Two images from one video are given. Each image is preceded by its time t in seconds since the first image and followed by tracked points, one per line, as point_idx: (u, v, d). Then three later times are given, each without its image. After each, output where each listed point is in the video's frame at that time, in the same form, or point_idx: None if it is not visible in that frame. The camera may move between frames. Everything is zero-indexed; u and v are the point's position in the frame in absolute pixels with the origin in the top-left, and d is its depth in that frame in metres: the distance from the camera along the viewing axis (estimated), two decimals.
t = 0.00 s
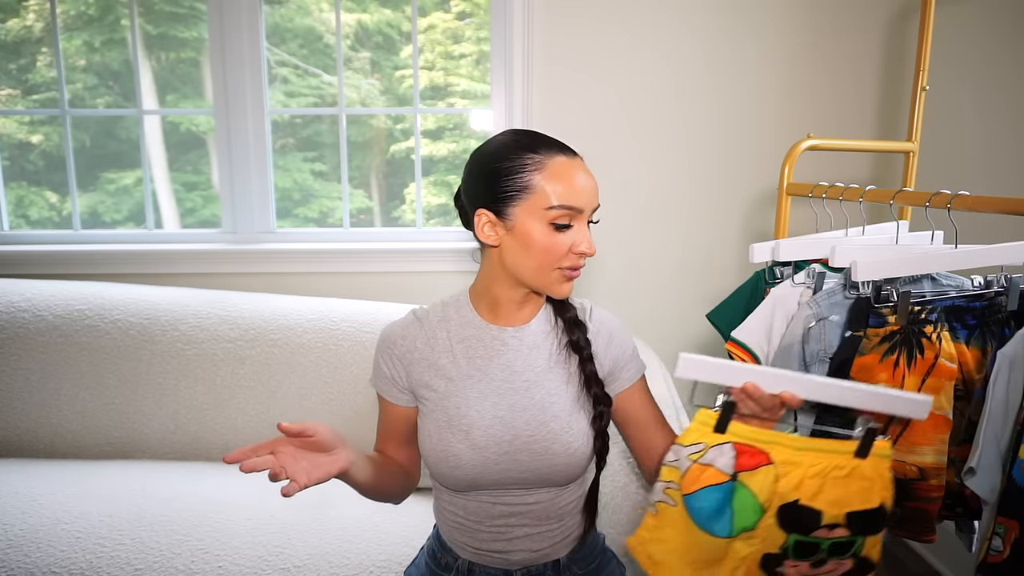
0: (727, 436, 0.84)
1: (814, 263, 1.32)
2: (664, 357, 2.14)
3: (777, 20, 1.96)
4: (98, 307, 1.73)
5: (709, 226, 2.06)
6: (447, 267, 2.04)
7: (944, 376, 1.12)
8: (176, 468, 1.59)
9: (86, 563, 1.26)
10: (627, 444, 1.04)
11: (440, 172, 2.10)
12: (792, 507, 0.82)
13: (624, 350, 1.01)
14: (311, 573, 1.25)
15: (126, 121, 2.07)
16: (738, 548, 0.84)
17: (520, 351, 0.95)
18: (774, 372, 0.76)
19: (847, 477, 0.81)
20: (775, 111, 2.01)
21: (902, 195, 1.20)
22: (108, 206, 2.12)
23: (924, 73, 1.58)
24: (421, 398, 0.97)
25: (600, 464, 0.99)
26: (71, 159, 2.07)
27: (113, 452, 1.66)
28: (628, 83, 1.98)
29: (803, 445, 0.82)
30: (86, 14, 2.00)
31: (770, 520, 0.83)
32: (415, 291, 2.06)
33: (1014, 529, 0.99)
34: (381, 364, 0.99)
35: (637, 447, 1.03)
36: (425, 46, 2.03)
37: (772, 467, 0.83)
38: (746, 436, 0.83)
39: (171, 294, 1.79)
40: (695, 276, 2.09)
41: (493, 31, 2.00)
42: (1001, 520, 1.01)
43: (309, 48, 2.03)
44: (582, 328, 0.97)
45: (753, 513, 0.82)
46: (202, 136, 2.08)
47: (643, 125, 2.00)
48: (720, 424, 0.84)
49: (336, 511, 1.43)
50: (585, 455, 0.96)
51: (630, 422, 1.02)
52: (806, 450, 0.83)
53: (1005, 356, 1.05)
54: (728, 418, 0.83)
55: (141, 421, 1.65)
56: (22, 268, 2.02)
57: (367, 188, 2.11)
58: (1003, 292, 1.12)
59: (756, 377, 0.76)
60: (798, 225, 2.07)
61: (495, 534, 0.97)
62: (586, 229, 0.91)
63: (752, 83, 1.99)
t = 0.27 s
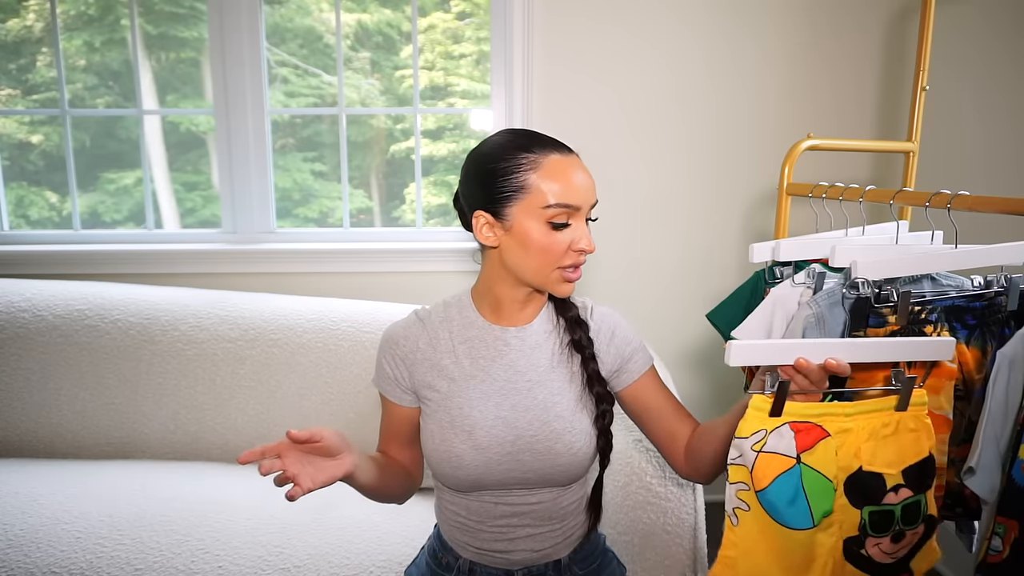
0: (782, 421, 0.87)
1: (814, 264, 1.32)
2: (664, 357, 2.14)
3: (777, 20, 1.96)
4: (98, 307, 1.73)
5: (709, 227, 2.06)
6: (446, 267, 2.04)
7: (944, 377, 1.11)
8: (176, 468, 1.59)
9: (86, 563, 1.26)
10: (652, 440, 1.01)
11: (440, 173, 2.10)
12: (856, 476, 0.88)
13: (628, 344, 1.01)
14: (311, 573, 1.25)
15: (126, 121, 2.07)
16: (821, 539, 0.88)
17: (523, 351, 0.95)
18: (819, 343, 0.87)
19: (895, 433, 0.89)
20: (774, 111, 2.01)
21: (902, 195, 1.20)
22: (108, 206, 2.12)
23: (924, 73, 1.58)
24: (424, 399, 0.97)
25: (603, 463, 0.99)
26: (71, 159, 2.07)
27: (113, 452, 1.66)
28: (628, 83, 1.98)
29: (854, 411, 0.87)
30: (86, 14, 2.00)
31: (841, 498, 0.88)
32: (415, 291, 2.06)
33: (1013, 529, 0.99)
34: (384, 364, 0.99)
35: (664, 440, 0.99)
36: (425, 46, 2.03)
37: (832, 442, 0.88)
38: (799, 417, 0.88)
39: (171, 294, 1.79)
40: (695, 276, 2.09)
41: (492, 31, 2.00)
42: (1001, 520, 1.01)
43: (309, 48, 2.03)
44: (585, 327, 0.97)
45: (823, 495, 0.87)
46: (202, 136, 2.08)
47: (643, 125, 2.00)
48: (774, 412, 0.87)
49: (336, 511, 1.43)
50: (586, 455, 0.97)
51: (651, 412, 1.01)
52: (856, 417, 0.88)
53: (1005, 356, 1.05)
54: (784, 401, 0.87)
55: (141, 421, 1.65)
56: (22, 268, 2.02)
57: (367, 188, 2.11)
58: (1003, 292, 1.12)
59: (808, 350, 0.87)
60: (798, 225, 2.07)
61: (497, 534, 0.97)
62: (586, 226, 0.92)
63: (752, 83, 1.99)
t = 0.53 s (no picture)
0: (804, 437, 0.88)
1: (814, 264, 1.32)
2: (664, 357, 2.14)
3: (777, 20, 1.96)
4: (98, 307, 1.73)
5: (709, 227, 2.06)
6: (446, 267, 2.03)
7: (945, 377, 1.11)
8: (176, 469, 1.59)
9: (86, 563, 1.26)
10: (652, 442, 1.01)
11: (440, 173, 2.10)
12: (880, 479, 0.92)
13: (631, 344, 1.01)
14: (311, 573, 1.25)
15: (126, 121, 2.07)
16: (847, 541, 0.91)
17: (527, 353, 0.95)
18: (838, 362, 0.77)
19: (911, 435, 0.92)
20: (774, 111, 2.01)
21: (902, 195, 1.20)
22: (108, 206, 2.12)
23: (924, 73, 1.58)
24: (426, 399, 0.97)
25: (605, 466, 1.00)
26: (71, 159, 2.07)
27: (113, 452, 1.66)
28: (628, 83, 1.98)
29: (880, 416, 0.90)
30: (86, 14, 2.00)
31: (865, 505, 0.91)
32: (415, 291, 2.06)
33: (1013, 529, 1.00)
34: (387, 363, 0.99)
35: (664, 441, 0.99)
36: (425, 46, 2.03)
37: (856, 450, 0.91)
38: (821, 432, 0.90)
39: (171, 294, 1.79)
40: (695, 276, 2.09)
41: (492, 31, 2.00)
42: (1001, 520, 1.01)
43: (309, 48, 2.03)
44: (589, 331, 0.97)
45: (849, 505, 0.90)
46: (202, 136, 2.08)
47: (643, 125, 2.00)
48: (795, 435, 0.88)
49: (336, 511, 1.43)
50: (588, 456, 0.97)
51: (652, 414, 1.01)
52: (879, 422, 0.91)
53: (1004, 355, 1.05)
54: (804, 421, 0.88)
55: (141, 421, 1.65)
56: (22, 268, 2.02)
57: (367, 188, 2.11)
58: (1003, 292, 1.13)
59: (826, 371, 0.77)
60: (798, 225, 2.07)
61: (499, 535, 0.97)
62: (587, 218, 0.91)
63: (752, 83, 1.99)
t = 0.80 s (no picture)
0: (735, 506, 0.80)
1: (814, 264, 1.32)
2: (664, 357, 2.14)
3: (777, 20, 1.96)
4: (99, 307, 1.73)
5: (709, 227, 2.06)
6: (446, 267, 2.03)
7: (946, 377, 1.13)
8: (176, 469, 1.59)
9: (86, 563, 1.26)
10: (646, 450, 1.03)
11: (440, 173, 2.10)
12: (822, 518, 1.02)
13: (635, 351, 1.01)
14: (312, 573, 1.25)
15: (126, 121, 2.07)
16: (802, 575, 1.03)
17: (531, 356, 0.95)
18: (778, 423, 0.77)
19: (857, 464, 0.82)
20: (774, 111, 2.01)
21: (902, 195, 1.20)
22: (108, 206, 2.11)
23: (924, 73, 1.58)
24: (430, 400, 0.97)
25: (608, 472, 1.00)
26: (71, 159, 2.07)
27: (113, 452, 1.66)
28: (628, 83, 1.98)
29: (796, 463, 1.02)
30: (86, 14, 2.00)
31: (809, 546, 1.03)
32: (415, 291, 2.06)
33: (1014, 529, 1.00)
34: (391, 362, 0.99)
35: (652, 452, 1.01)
36: (425, 46, 2.03)
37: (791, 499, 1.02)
38: (753, 497, 1.02)
39: (172, 294, 1.79)
40: (695, 276, 2.09)
41: (492, 31, 2.00)
42: (1001, 520, 1.01)
43: (309, 48, 2.03)
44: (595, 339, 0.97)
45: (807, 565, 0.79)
46: (202, 136, 2.08)
47: (643, 125, 2.00)
48: (726, 505, 1.03)
49: (337, 511, 1.43)
50: (592, 459, 0.96)
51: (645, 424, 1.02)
52: (803, 470, 1.02)
53: (1005, 355, 1.05)
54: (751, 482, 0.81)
55: (142, 421, 1.65)
56: (22, 268, 2.02)
57: (367, 188, 2.11)
58: (1003, 292, 1.13)
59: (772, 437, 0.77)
60: (798, 225, 2.07)
61: (501, 535, 0.97)
62: (599, 220, 0.91)
63: (752, 83, 1.99)
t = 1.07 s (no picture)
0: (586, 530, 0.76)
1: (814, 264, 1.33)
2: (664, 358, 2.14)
3: (777, 20, 1.96)
4: (99, 307, 1.73)
5: (710, 227, 2.06)
6: (445, 267, 2.03)
7: (945, 377, 1.13)
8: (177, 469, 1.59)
9: (86, 563, 1.26)
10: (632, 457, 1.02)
11: (440, 172, 2.10)
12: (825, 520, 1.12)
13: (633, 354, 1.01)
14: (312, 573, 1.25)
15: (126, 121, 2.07)
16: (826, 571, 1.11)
17: (533, 356, 0.95)
18: (611, 461, 0.70)
19: (714, 525, 0.73)
20: (774, 111, 2.01)
21: (902, 195, 1.20)
22: (108, 206, 2.12)
23: (924, 73, 1.58)
24: (431, 399, 0.97)
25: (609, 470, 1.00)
26: (71, 159, 2.07)
27: (113, 452, 1.66)
28: (628, 82, 1.98)
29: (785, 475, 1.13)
30: (86, 14, 2.00)
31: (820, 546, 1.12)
32: (415, 291, 2.06)
33: (1014, 529, 0.99)
34: (393, 361, 0.99)
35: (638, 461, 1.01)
36: (424, 46, 2.03)
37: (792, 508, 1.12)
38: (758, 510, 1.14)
39: (172, 294, 1.79)
40: (695, 277, 2.09)
41: (492, 31, 2.00)
42: (1001, 520, 1.01)
43: (309, 48, 2.03)
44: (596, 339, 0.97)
45: None
46: (202, 136, 2.08)
47: (643, 125, 2.00)
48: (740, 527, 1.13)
49: (337, 511, 1.43)
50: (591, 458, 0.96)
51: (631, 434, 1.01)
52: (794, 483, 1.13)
53: (1004, 355, 1.05)
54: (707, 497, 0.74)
55: (142, 422, 1.65)
56: (22, 268, 2.02)
57: (367, 188, 2.11)
58: (1003, 292, 1.13)
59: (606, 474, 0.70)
60: (798, 226, 2.07)
61: (502, 533, 0.96)
62: (608, 233, 0.91)
63: (752, 83, 1.99)
